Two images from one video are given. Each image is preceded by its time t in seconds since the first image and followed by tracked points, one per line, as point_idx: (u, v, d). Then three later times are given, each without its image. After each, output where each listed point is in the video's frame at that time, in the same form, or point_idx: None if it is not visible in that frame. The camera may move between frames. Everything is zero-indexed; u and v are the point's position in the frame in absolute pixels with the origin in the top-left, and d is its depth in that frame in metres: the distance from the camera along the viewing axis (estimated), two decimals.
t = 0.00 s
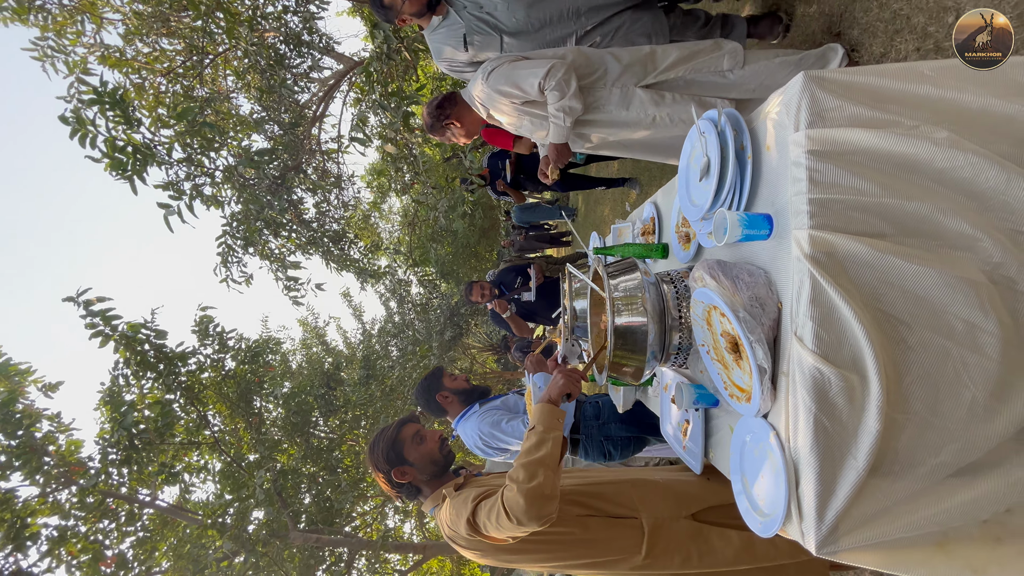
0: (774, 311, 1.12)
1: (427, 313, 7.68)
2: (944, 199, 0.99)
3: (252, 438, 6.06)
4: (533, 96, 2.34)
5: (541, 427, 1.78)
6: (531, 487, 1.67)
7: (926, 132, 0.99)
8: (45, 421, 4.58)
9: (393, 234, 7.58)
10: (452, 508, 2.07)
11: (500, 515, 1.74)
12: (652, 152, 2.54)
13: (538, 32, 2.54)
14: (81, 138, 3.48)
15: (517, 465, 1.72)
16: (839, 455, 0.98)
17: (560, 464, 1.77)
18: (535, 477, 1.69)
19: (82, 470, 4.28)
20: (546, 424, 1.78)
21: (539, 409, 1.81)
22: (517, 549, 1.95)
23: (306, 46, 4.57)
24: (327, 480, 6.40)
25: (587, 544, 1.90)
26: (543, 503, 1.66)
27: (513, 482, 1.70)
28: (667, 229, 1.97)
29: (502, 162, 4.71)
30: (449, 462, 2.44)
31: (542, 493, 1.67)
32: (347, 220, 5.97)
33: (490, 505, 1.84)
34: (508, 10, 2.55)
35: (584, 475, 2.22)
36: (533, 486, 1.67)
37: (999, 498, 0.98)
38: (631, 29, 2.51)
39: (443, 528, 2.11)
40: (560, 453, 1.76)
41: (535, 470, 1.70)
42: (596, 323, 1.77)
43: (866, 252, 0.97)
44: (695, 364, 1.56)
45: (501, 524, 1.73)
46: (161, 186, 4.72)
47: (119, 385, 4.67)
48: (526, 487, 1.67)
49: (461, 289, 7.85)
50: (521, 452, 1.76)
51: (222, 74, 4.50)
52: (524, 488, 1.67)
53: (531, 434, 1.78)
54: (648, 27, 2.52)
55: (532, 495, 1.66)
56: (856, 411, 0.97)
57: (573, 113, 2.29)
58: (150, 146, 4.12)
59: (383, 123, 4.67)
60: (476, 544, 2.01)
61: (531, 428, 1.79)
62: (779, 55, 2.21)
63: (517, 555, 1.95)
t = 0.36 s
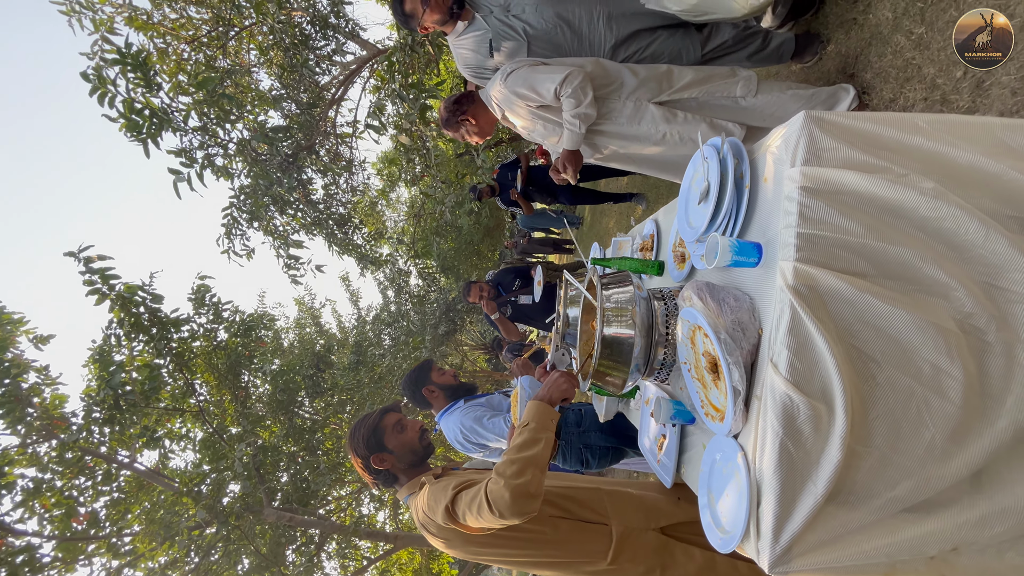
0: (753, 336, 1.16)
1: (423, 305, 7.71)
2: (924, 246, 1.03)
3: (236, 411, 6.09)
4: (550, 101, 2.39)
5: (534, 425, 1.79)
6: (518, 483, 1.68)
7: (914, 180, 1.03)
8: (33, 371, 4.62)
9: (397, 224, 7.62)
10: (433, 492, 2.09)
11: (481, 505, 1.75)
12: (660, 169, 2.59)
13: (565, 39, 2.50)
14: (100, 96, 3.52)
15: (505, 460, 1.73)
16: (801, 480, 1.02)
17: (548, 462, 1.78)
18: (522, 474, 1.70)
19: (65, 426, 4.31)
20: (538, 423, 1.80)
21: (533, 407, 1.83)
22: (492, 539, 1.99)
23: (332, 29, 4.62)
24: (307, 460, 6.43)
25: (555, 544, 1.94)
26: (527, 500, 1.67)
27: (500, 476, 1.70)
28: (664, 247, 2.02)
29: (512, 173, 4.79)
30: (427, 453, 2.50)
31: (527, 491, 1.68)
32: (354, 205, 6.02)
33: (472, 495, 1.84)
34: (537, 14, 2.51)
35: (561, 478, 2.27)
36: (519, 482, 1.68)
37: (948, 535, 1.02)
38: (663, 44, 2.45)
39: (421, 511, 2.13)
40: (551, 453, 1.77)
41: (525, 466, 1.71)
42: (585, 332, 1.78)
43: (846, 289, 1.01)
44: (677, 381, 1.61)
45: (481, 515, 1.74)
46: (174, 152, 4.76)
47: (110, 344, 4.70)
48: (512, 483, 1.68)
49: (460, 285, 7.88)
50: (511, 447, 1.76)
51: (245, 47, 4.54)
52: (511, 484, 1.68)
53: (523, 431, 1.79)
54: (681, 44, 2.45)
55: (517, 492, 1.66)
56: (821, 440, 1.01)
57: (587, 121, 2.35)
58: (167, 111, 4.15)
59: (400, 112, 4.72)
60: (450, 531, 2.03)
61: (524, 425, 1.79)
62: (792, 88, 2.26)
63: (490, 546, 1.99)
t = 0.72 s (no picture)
0: (739, 354, 1.20)
1: (422, 297, 7.76)
2: (910, 283, 1.07)
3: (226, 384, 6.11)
4: (564, 106, 2.43)
5: (528, 426, 1.82)
6: (509, 482, 1.73)
7: (907, 219, 1.06)
8: (27, 326, 4.63)
9: (403, 214, 7.65)
10: (418, 481, 2.11)
11: (470, 499, 1.79)
12: (667, 184, 2.63)
13: (590, 39, 2.51)
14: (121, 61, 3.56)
15: (498, 458, 1.78)
16: (771, 496, 1.06)
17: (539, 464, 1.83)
18: (514, 474, 1.75)
19: (55, 383, 4.34)
20: (532, 424, 1.83)
21: (527, 409, 1.85)
22: (471, 531, 2.02)
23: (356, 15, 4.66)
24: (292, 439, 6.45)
25: (531, 542, 1.98)
26: (516, 499, 1.72)
27: (493, 474, 1.75)
28: (664, 260, 2.05)
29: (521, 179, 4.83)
30: (411, 440, 2.54)
31: (519, 491, 1.73)
32: (363, 191, 6.06)
33: (459, 488, 1.89)
34: (563, 13, 2.52)
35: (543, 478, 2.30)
36: (512, 482, 1.73)
37: (907, 562, 1.06)
38: (684, 61, 2.47)
39: (405, 497, 2.15)
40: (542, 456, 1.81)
41: (517, 467, 1.75)
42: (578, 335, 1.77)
43: (831, 317, 1.04)
44: (663, 392, 1.64)
45: (470, 509, 1.79)
46: (189, 122, 4.79)
47: (106, 307, 4.72)
48: (504, 481, 1.73)
49: (460, 281, 7.91)
50: (505, 447, 1.80)
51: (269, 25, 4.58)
52: (503, 482, 1.73)
53: (517, 432, 1.82)
54: (704, 65, 2.48)
55: (510, 491, 1.72)
56: (794, 459, 1.05)
57: (598, 130, 2.38)
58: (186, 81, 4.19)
59: (416, 103, 4.76)
60: (433, 519, 2.06)
61: (518, 426, 1.82)
62: (803, 116, 2.30)
63: (469, 538, 2.03)
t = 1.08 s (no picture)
0: (727, 366, 1.24)
1: (421, 289, 7.79)
2: (896, 311, 1.11)
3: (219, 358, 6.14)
4: (580, 110, 2.48)
5: (521, 422, 1.86)
6: (500, 475, 1.79)
7: (899, 249, 1.10)
8: (26, 283, 4.66)
9: (409, 206, 7.68)
10: (405, 464, 2.14)
11: (459, 489, 1.82)
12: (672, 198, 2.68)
13: (625, 17, 2.45)
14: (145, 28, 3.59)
15: (491, 451, 1.83)
16: (745, 504, 1.10)
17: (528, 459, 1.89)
18: (506, 467, 1.81)
19: (49, 341, 4.38)
20: (525, 419, 1.87)
21: (521, 404, 1.89)
22: (454, 517, 2.07)
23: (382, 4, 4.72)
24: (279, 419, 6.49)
25: (509, 533, 2.02)
26: (504, 492, 1.78)
27: (484, 465, 1.81)
28: (663, 272, 2.10)
29: (532, 178, 4.84)
30: (399, 424, 2.58)
31: (508, 484, 1.79)
32: (372, 179, 6.09)
33: (447, 475, 1.93)
34: None
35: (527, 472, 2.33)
36: (502, 475, 1.79)
37: None
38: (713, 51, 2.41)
39: (391, 478, 2.18)
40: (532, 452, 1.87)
41: (508, 461, 1.81)
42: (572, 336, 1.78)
43: (818, 336, 1.08)
44: (650, 398, 1.68)
45: (458, 498, 1.83)
46: (206, 95, 4.83)
47: (107, 270, 4.75)
48: (496, 474, 1.78)
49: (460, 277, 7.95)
50: (497, 440, 1.85)
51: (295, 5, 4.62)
52: (494, 475, 1.78)
53: (510, 426, 1.87)
54: (720, 70, 2.45)
55: (500, 483, 1.78)
56: (770, 470, 1.08)
57: (611, 137, 2.43)
58: (208, 53, 4.22)
59: (433, 96, 4.81)
60: (416, 502, 2.11)
61: (512, 421, 1.87)
62: (811, 143, 2.35)
63: (451, 524, 2.08)
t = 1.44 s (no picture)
0: (711, 376, 1.27)
1: (421, 281, 7.82)
2: (877, 337, 1.14)
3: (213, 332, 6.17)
4: (593, 112, 2.54)
5: (508, 420, 1.91)
6: (481, 471, 1.81)
7: (886, 277, 1.14)
8: (29, 240, 4.69)
9: (416, 198, 7.71)
10: (391, 448, 2.17)
11: (442, 480, 1.86)
12: (675, 212, 2.72)
13: None
14: None
15: (475, 447, 1.85)
16: (716, 510, 1.13)
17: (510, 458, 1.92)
18: (488, 464, 1.84)
19: (47, 299, 4.41)
20: (511, 418, 1.92)
21: (509, 402, 1.93)
22: (435, 503, 2.12)
23: None
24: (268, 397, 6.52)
25: (487, 523, 2.06)
26: (485, 488, 1.80)
27: (467, 459, 1.83)
28: (659, 283, 2.14)
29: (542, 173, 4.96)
30: (387, 409, 2.62)
31: (488, 480, 1.82)
32: (381, 168, 6.12)
33: (431, 464, 1.96)
34: None
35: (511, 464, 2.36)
36: (484, 471, 1.81)
37: None
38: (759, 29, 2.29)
39: (376, 460, 2.22)
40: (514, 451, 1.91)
41: (491, 458, 1.84)
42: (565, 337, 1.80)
43: (801, 355, 1.11)
44: (635, 403, 1.71)
45: (441, 489, 1.86)
46: (225, 70, 4.87)
47: (111, 234, 4.78)
48: (478, 470, 1.81)
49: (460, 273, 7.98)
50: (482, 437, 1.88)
51: None
52: (476, 471, 1.81)
53: (496, 424, 1.90)
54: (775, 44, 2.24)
55: (481, 479, 1.80)
56: (744, 479, 1.12)
57: (619, 140, 2.46)
58: (231, 28, 4.26)
59: (450, 91, 4.84)
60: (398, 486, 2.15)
61: (499, 418, 1.91)
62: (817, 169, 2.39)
63: (431, 509, 2.13)
